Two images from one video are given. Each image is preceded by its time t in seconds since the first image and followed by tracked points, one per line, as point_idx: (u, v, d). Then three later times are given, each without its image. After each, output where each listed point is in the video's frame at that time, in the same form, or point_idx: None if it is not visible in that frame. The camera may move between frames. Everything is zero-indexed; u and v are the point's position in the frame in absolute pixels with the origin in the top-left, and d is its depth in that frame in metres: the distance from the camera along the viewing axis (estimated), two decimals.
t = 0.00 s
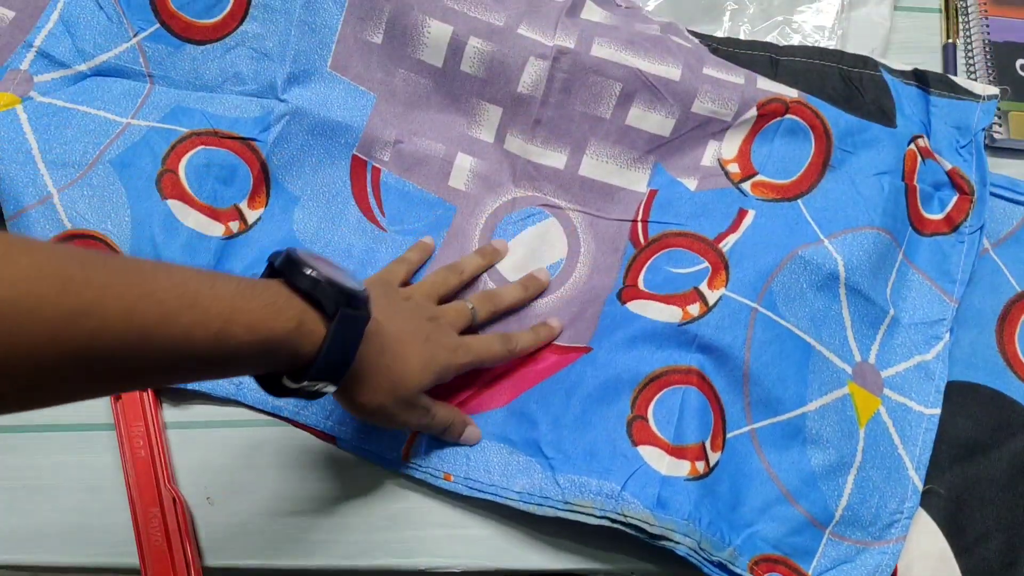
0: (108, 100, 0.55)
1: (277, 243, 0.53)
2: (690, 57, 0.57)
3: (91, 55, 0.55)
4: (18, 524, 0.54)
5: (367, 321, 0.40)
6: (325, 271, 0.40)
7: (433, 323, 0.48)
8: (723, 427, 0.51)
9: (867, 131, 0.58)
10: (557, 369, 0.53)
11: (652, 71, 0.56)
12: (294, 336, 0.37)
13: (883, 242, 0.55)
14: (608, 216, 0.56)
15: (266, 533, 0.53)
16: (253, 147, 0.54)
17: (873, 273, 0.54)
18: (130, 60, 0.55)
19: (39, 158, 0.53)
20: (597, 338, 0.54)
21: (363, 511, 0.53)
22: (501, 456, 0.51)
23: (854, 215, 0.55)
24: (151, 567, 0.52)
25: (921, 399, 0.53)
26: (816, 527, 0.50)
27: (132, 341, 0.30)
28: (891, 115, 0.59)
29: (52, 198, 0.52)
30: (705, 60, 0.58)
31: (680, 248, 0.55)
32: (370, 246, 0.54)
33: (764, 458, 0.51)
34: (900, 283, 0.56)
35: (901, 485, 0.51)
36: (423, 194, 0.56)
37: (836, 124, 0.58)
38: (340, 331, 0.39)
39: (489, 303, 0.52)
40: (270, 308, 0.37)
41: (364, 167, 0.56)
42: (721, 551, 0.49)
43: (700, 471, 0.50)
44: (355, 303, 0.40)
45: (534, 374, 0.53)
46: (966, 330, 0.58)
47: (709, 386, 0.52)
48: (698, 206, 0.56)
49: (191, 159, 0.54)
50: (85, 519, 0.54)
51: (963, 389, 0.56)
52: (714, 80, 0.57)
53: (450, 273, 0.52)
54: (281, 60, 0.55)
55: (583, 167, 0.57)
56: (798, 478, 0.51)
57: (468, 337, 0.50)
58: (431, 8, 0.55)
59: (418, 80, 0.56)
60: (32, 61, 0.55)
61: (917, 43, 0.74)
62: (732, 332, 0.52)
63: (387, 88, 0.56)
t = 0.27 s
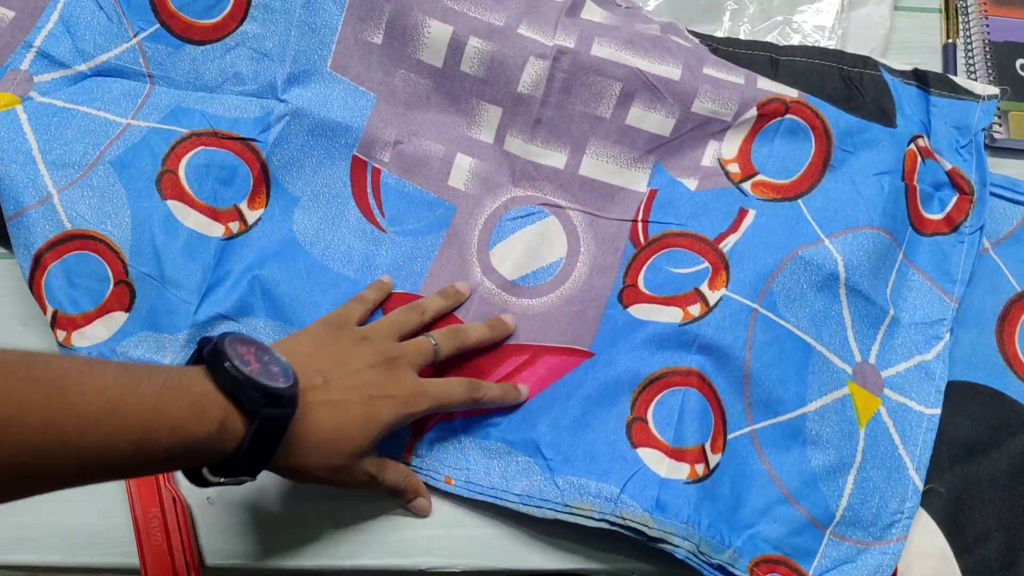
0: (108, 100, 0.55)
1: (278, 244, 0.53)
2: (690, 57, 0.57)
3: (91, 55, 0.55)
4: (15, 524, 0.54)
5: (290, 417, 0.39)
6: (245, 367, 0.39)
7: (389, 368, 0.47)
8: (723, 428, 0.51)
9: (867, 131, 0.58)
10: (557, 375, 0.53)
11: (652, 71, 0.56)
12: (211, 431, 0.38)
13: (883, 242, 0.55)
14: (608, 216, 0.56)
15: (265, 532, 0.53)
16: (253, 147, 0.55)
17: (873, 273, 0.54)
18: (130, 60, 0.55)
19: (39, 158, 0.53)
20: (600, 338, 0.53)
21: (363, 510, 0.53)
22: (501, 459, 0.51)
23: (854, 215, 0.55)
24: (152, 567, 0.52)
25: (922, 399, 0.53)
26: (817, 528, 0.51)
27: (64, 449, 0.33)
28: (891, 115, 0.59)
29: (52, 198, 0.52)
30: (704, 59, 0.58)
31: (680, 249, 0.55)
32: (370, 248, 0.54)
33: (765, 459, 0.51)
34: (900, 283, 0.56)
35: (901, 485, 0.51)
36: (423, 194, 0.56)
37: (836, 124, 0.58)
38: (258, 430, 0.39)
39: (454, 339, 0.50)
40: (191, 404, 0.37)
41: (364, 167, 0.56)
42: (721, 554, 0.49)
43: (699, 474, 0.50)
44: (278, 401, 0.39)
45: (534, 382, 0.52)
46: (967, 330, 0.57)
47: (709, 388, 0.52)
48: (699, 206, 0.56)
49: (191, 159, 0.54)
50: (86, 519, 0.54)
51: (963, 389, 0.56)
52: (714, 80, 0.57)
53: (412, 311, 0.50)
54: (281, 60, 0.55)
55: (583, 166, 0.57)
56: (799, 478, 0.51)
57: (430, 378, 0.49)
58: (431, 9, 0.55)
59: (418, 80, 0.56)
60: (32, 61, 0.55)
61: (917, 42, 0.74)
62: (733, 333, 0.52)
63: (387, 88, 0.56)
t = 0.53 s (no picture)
0: (108, 101, 0.55)
1: (278, 243, 0.53)
2: (690, 56, 0.57)
3: (91, 55, 0.55)
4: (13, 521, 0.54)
5: (285, 423, 0.39)
6: (226, 383, 0.37)
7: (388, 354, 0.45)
8: (723, 428, 0.51)
9: (867, 131, 0.58)
10: (557, 372, 0.53)
11: (652, 69, 0.56)
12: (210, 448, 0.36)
13: (884, 242, 0.55)
14: (609, 215, 0.56)
15: (264, 532, 0.53)
16: (253, 147, 0.54)
17: (873, 273, 0.54)
18: (130, 61, 0.55)
19: (39, 157, 0.53)
20: (599, 336, 0.53)
21: (363, 509, 0.53)
22: (503, 458, 0.51)
23: (854, 214, 0.55)
24: (152, 567, 0.52)
25: (922, 399, 0.53)
26: (817, 528, 0.51)
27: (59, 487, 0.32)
28: (891, 115, 0.59)
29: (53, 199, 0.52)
30: (705, 59, 0.58)
31: (680, 248, 0.55)
32: (371, 248, 0.54)
33: (766, 459, 0.51)
34: (901, 283, 0.56)
35: (901, 485, 0.51)
36: (423, 194, 0.56)
37: (836, 123, 0.58)
38: (251, 443, 0.38)
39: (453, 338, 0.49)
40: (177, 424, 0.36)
41: (365, 167, 0.56)
42: (721, 554, 0.49)
43: (699, 475, 0.50)
44: (271, 410, 0.38)
45: (533, 380, 0.52)
46: (967, 330, 0.57)
47: (710, 389, 0.52)
48: (699, 206, 0.56)
49: (192, 160, 0.54)
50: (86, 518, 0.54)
51: (963, 389, 0.56)
52: (714, 79, 0.57)
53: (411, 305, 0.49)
54: (281, 60, 0.55)
55: (582, 165, 0.57)
56: (799, 478, 0.51)
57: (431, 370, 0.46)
58: (431, 8, 0.55)
59: (418, 80, 0.56)
60: (32, 61, 0.55)
61: (917, 42, 0.74)
62: (733, 333, 0.52)
63: (387, 87, 0.56)
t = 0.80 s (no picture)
0: (112, 119, 0.54)
1: (285, 249, 0.54)
2: (689, 60, 0.57)
3: (93, 71, 0.55)
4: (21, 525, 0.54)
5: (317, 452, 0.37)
6: (254, 416, 0.36)
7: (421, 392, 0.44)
8: (728, 428, 0.52)
9: (866, 132, 0.58)
10: (575, 384, 0.53)
11: (652, 74, 0.56)
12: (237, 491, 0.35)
13: (885, 243, 0.55)
14: (615, 224, 0.56)
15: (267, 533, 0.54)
16: (264, 167, 0.55)
17: (876, 274, 0.55)
18: (134, 78, 0.55)
19: (42, 164, 0.53)
20: (611, 342, 0.54)
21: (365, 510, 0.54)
22: (532, 475, 0.51)
23: (855, 215, 0.56)
24: (151, 566, 0.52)
25: (924, 399, 0.54)
26: (819, 529, 0.51)
27: (83, 538, 0.31)
28: (891, 116, 0.59)
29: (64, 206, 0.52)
30: (704, 61, 0.58)
31: (686, 249, 0.55)
32: (382, 267, 0.55)
33: (769, 460, 0.52)
34: (901, 283, 0.56)
35: (901, 485, 0.52)
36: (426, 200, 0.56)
37: (836, 124, 0.58)
38: (285, 478, 0.36)
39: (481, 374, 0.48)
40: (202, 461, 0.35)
41: (371, 184, 0.56)
42: (726, 554, 0.50)
43: (705, 474, 0.51)
44: (301, 440, 0.36)
45: (553, 395, 0.53)
46: (966, 331, 0.58)
47: (714, 388, 0.52)
48: (700, 206, 0.56)
49: (207, 172, 0.54)
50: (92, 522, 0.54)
51: (963, 389, 0.56)
52: (713, 83, 0.57)
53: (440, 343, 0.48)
54: (285, 76, 0.55)
55: (584, 173, 0.57)
56: (802, 478, 0.51)
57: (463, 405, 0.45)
58: (432, 21, 0.56)
59: (420, 95, 0.56)
60: (33, 77, 0.54)
61: (917, 42, 0.74)
62: (740, 331, 0.53)
63: (388, 92, 0.56)
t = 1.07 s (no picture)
0: (112, 120, 0.54)
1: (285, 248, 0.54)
2: (690, 60, 0.57)
3: (93, 72, 0.54)
4: (22, 525, 0.54)
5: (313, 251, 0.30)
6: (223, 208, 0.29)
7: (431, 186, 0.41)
8: (728, 428, 0.52)
9: (866, 132, 0.58)
10: (572, 384, 0.52)
11: (652, 73, 0.56)
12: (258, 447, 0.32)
13: (885, 243, 0.55)
14: (614, 223, 0.56)
15: (266, 534, 0.54)
16: (261, 166, 0.55)
17: (876, 274, 0.55)
18: (133, 78, 0.55)
19: (41, 169, 0.52)
20: (611, 340, 0.53)
21: (364, 511, 0.54)
22: (524, 472, 0.51)
23: (855, 215, 0.56)
24: (151, 567, 0.52)
25: (924, 399, 0.54)
26: (819, 529, 0.51)
27: (66, 333, 0.24)
28: (891, 116, 0.59)
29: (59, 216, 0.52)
30: (704, 61, 0.58)
31: (685, 250, 0.55)
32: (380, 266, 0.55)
33: (770, 460, 0.52)
34: (901, 283, 0.56)
35: (902, 486, 0.52)
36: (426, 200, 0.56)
37: (836, 124, 0.58)
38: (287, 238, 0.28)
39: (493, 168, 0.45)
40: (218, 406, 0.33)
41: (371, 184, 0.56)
42: (726, 555, 0.50)
43: (704, 475, 0.51)
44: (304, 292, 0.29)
45: (550, 394, 0.52)
46: (967, 330, 0.58)
47: (714, 389, 0.52)
48: (701, 206, 0.56)
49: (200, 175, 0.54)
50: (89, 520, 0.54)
51: (963, 389, 0.56)
52: (713, 83, 0.57)
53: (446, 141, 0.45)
54: (284, 75, 0.55)
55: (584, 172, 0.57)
56: (802, 479, 0.51)
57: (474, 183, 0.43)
58: (432, 20, 0.55)
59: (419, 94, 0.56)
60: (34, 78, 0.54)
61: (917, 42, 0.74)
62: (740, 332, 0.53)
63: (388, 92, 0.56)
